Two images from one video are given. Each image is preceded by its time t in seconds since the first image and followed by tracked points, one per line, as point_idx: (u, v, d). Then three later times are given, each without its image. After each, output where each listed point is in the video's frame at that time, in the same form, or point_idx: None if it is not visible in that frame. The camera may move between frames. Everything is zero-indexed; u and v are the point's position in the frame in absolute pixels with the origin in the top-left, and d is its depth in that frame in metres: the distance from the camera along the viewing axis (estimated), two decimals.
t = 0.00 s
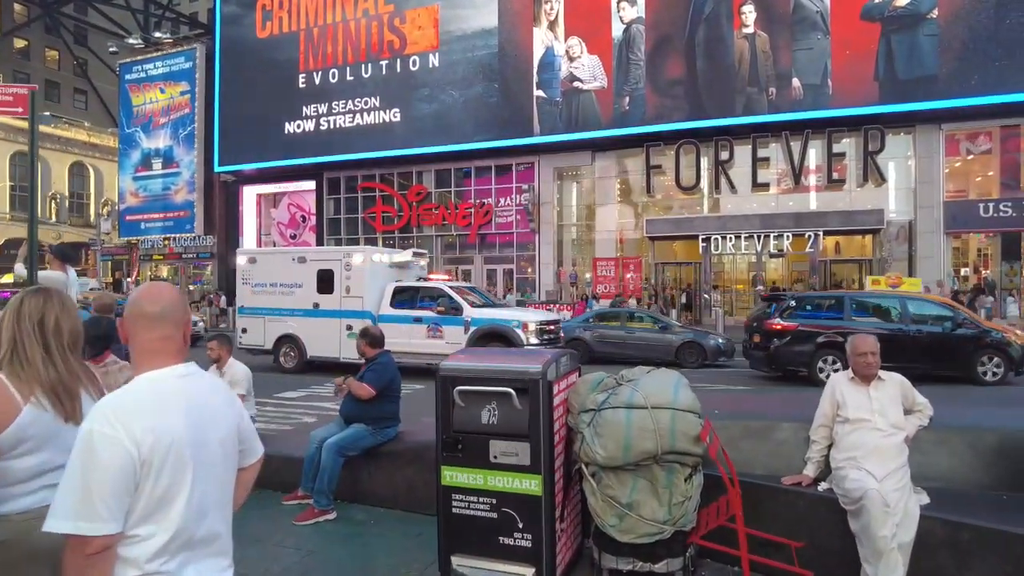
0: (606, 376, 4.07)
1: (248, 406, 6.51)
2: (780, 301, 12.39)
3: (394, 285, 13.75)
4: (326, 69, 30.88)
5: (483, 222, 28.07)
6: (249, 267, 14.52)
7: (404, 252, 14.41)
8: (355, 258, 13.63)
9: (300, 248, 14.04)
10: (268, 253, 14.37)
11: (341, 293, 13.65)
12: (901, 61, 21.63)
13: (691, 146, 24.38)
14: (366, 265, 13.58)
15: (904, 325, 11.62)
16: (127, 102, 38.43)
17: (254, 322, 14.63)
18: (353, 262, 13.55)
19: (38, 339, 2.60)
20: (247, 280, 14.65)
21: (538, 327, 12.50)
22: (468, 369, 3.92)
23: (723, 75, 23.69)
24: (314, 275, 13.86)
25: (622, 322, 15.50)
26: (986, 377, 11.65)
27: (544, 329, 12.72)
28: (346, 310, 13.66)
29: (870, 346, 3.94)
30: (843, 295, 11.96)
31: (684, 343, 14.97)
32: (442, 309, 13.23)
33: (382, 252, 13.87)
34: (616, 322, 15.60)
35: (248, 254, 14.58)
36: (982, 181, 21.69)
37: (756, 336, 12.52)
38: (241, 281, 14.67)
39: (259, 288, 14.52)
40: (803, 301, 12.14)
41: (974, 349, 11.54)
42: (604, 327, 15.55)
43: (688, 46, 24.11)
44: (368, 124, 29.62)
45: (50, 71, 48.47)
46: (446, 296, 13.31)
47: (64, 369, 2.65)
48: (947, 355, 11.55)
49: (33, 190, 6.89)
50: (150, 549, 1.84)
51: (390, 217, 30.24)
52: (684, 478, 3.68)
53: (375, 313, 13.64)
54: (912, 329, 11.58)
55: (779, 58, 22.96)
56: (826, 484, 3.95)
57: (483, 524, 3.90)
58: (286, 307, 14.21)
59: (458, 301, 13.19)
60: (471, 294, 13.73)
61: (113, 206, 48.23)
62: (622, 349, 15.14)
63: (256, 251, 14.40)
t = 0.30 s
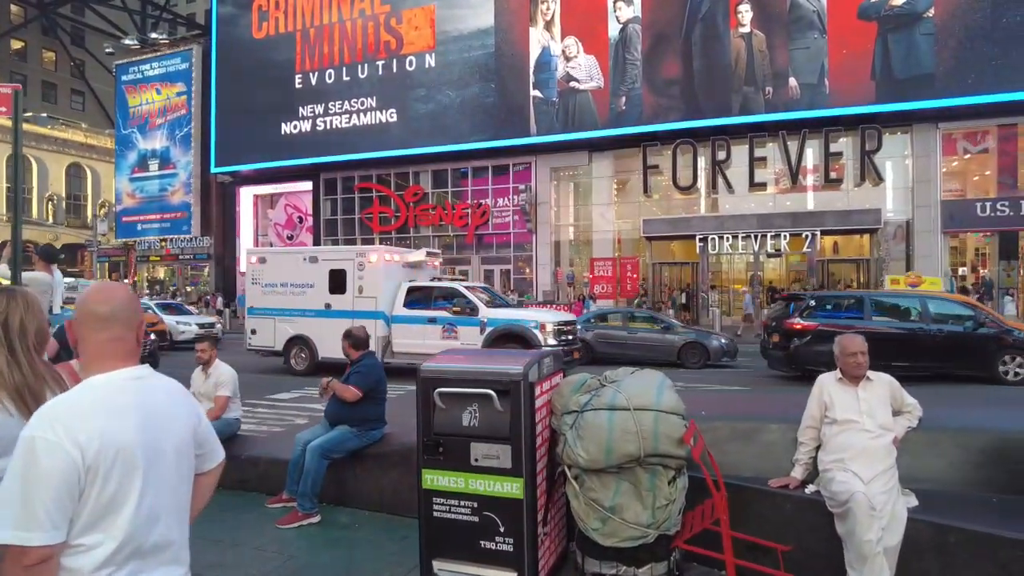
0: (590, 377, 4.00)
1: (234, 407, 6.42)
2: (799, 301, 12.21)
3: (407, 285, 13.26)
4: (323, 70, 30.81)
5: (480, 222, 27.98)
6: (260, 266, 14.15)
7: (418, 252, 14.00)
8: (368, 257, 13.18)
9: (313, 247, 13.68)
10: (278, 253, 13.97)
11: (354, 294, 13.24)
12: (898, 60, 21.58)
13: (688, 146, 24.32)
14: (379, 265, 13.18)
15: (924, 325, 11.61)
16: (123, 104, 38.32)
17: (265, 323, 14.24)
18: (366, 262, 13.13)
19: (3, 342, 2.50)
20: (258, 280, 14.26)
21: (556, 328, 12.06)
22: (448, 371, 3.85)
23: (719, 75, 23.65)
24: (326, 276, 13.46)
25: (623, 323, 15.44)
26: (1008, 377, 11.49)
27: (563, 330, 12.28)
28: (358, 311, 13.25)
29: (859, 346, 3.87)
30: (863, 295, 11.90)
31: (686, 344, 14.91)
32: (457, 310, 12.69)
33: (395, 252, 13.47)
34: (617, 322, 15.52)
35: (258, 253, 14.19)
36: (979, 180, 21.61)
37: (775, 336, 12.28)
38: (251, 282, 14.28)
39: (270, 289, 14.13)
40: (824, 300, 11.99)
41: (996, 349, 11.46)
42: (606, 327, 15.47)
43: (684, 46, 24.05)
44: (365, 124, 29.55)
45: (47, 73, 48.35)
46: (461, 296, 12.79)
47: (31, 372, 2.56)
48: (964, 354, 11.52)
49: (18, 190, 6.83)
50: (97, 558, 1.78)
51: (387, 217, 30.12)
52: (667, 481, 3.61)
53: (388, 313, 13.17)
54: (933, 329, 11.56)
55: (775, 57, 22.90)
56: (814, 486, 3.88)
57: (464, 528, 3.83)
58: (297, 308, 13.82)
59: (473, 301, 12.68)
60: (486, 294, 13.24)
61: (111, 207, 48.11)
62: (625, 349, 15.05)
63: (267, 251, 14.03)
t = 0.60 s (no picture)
0: (584, 380, 4.01)
1: (231, 409, 6.42)
2: (819, 303, 12.31)
3: (424, 287, 13.03)
4: (322, 71, 30.83)
5: (479, 224, 28.03)
6: (275, 268, 13.91)
7: (435, 253, 13.79)
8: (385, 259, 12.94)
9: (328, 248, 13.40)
10: (293, 254, 13.70)
11: (371, 296, 12.97)
12: (896, 62, 21.62)
13: (687, 147, 24.35)
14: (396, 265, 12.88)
15: (945, 327, 11.62)
16: (123, 105, 38.32)
17: (281, 326, 14.00)
18: (382, 264, 12.88)
19: (12, 343, 2.49)
20: (273, 282, 14.01)
21: (578, 330, 12.07)
22: (442, 374, 3.86)
23: (718, 76, 23.67)
24: (342, 278, 13.22)
25: (626, 325, 15.45)
26: None
27: (584, 332, 12.27)
28: (375, 313, 12.97)
29: (852, 349, 3.89)
30: (884, 297, 11.97)
31: (690, 345, 14.94)
32: (476, 312, 12.61)
33: (412, 252, 13.23)
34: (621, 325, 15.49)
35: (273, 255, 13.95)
36: (978, 182, 21.59)
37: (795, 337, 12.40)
38: (266, 284, 14.04)
39: (285, 291, 13.88)
40: (844, 302, 12.12)
41: (1019, 351, 11.36)
42: (608, 329, 15.48)
43: (683, 47, 24.08)
44: (364, 126, 29.58)
45: (47, 73, 48.37)
46: (481, 299, 12.70)
47: (40, 372, 2.56)
48: (988, 358, 11.45)
49: (16, 192, 6.84)
50: (89, 562, 1.79)
51: (386, 218, 30.15)
52: (661, 483, 3.63)
53: (405, 315, 12.92)
54: (955, 330, 11.56)
55: (774, 59, 22.93)
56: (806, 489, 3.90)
57: (459, 531, 3.84)
58: (314, 311, 13.59)
59: (493, 304, 12.62)
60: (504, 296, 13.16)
61: (111, 208, 48.13)
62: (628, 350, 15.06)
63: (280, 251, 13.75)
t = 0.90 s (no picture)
0: (585, 381, 4.03)
1: (232, 409, 6.45)
2: (838, 304, 12.42)
3: (444, 288, 13.01)
4: (322, 72, 30.87)
5: (479, 225, 28.08)
6: (291, 268, 13.81)
7: (452, 254, 13.78)
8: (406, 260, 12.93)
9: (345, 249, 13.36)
10: (311, 255, 13.62)
11: (390, 297, 12.94)
12: (895, 64, 21.68)
13: (687, 149, 24.39)
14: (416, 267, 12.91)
15: (966, 329, 11.60)
16: (123, 105, 38.31)
17: (296, 327, 13.83)
18: (402, 264, 12.87)
19: (48, 336, 2.47)
20: (289, 283, 13.86)
21: (602, 332, 11.97)
22: (444, 374, 3.88)
23: (718, 78, 23.71)
24: (361, 278, 13.21)
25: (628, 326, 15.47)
26: None
27: (608, 334, 12.17)
28: (395, 314, 12.94)
29: (850, 351, 3.92)
30: (903, 299, 12.02)
31: (693, 347, 14.96)
32: (498, 313, 12.55)
33: (430, 253, 13.22)
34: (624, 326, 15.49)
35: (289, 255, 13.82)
36: (977, 184, 21.62)
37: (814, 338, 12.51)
38: (281, 284, 13.89)
39: (302, 292, 13.76)
40: (863, 303, 12.21)
41: None
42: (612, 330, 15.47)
43: (683, 49, 24.13)
44: (364, 126, 29.63)
45: (46, 74, 48.37)
46: (503, 300, 12.61)
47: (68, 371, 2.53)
48: (1008, 361, 11.33)
49: (18, 192, 6.85)
50: (99, 559, 1.81)
51: (386, 219, 30.20)
52: (661, 483, 3.65)
53: (425, 317, 12.93)
54: (976, 333, 11.52)
55: (774, 61, 22.99)
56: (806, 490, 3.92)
57: (460, 530, 3.86)
58: (331, 312, 13.47)
59: (515, 305, 12.53)
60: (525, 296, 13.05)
61: (111, 208, 48.11)
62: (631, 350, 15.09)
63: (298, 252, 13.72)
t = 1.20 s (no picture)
0: (585, 381, 4.04)
1: (232, 409, 6.46)
2: (853, 305, 12.55)
3: (466, 288, 12.97)
4: (321, 72, 30.88)
5: (478, 225, 28.11)
6: (309, 268, 13.84)
7: (473, 254, 13.77)
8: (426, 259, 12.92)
9: (365, 248, 13.38)
10: (330, 254, 13.70)
11: (411, 296, 12.92)
12: (894, 65, 21.72)
13: (686, 150, 24.43)
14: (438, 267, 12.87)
15: (985, 330, 11.59)
16: (121, 104, 38.24)
17: (314, 327, 13.83)
18: (423, 263, 12.86)
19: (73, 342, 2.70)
20: (307, 282, 13.92)
21: (630, 333, 11.83)
22: (444, 374, 3.90)
23: (716, 79, 23.74)
24: (381, 278, 13.21)
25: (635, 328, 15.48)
26: None
27: (635, 334, 12.01)
28: (415, 314, 12.92)
29: (849, 351, 3.94)
30: (920, 299, 12.07)
31: (695, 347, 14.99)
32: (523, 313, 12.43)
33: (452, 253, 13.21)
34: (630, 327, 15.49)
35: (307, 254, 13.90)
36: (975, 185, 21.67)
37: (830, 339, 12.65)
38: (299, 283, 13.93)
39: (320, 292, 13.79)
40: (880, 304, 12.31)
41: None
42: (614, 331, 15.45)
43: (682, 50, 24.16)
44: (363, 126, 29.64)
45: (44, 73, 48.25)
46: (528, 300, 12.49)
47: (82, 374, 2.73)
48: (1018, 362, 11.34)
49: (17, 192, 6.84)
50: (108, 558, 1.83)
51: (385, 219, 30.22)
52: (661, 483, 3.67)
53: (447, 317, 12.91)
54: (993, 333, 11.51)
55: (773, 61, 23.00)
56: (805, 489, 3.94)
57: (460, 530, 3.88)
58: (349, 311, 13.47)
59: (540, 305, 12.39)
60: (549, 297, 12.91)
61: (109, 208, 48.03)
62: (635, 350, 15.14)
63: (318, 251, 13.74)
